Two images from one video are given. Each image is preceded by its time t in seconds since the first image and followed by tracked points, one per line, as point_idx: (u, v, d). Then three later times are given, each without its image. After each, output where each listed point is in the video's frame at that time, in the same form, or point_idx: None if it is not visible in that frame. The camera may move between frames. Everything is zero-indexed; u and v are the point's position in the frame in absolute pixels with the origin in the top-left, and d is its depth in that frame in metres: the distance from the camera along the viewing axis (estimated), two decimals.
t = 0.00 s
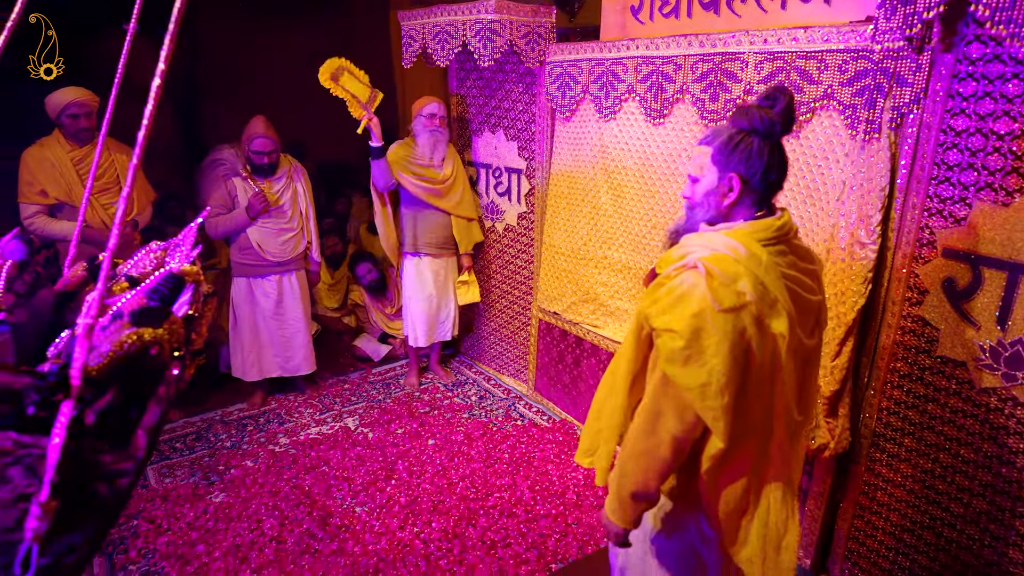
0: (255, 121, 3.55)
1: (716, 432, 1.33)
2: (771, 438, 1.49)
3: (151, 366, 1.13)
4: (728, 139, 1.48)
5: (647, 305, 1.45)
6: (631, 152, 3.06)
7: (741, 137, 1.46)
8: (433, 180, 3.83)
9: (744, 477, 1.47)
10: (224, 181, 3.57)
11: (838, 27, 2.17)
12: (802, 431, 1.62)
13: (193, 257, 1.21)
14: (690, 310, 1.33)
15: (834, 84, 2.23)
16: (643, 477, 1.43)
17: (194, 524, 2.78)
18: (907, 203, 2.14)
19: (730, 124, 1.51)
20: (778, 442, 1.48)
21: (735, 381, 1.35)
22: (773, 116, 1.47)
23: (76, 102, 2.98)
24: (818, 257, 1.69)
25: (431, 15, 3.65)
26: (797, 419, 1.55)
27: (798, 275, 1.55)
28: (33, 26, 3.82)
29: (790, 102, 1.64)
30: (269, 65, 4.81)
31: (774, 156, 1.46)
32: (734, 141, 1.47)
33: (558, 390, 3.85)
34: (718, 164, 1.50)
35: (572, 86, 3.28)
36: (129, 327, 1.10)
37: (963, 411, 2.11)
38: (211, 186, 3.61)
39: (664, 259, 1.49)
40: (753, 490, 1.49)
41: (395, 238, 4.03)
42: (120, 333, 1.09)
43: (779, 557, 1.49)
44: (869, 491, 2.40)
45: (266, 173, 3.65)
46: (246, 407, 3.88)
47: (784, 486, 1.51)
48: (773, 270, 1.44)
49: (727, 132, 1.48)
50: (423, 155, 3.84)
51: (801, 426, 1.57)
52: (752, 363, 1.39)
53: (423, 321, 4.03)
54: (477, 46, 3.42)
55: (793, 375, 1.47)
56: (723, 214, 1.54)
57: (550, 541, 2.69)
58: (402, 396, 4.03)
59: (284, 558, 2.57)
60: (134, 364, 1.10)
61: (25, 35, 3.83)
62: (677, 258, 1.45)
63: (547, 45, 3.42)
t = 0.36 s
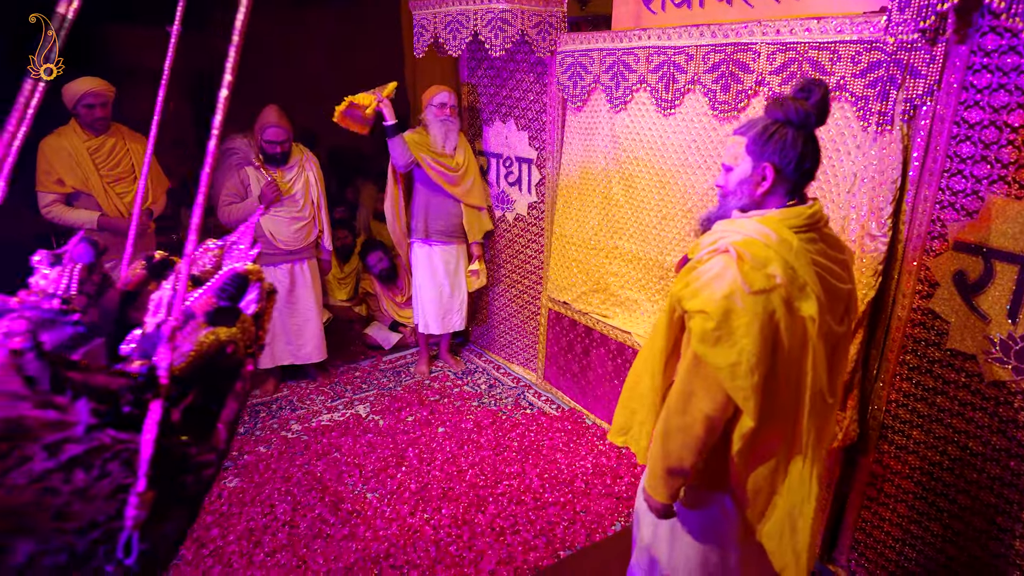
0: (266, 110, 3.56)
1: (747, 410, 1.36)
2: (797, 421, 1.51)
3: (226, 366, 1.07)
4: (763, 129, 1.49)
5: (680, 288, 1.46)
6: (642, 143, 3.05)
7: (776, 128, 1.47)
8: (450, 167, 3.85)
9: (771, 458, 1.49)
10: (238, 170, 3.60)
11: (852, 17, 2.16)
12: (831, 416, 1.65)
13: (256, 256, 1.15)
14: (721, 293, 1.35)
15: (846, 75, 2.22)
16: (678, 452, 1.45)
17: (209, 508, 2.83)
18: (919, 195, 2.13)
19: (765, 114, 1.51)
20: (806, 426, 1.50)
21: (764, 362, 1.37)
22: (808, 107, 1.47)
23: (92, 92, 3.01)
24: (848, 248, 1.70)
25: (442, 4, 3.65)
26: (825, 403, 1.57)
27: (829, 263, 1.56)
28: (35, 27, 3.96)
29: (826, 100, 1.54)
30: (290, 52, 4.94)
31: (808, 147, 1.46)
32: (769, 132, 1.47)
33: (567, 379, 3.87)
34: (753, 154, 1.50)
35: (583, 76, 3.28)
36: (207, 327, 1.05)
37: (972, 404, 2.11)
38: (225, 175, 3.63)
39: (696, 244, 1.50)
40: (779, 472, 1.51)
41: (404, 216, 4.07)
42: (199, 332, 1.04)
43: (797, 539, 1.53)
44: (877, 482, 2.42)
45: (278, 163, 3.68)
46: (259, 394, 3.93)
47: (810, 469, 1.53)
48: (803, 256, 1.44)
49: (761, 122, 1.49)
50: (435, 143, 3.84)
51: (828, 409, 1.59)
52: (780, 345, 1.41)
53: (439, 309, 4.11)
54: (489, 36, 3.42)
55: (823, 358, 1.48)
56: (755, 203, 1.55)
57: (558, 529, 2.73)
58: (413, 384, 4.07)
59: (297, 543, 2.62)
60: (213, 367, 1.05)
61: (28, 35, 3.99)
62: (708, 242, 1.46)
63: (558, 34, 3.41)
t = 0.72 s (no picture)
0: (277, 100, 3.56)
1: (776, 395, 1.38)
2: (823, 408, 1.53)
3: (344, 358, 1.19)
4: (796, 123, 1.50)
5: (713, 276, 1.49)
6: (653, 134, 3.04)
7: (808, 121, 1.49)
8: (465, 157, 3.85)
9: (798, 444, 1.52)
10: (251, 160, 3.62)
11: (866, 8, 2.15)
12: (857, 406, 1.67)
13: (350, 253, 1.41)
14: (754, 281, 1.37)
15: (859, 67, 2.21)
16: (709, 435, 1.46)
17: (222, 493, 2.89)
18: (931, 188, 2.12)
19: (798, 108, 1.53)
20: (832, 413, 1.52)
21: (796, 350, 1.39)
22: (842, 101, 1.48)
23: (107, 82, 3.03)
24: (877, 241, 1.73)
25: None
26: (852, 390, 1.58)
27: (859, 256, 1.59)
28: (35, 27, 4.01)
29: (858, 97, 1.53)
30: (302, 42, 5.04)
31: (841, 141, 1.47)
32: (801, 125, 1.49)
33: (576, 369, 3.89)
34: (785, 146, 1.52)
35: (594, 66, 3.28)
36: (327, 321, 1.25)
37: (980, 397, 2.10)
38: (237, 164, 3.67)
39: (727, 234, 1.54)
40: (804, 459, 1.53)
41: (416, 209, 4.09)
42: (319, 328, 1.20)
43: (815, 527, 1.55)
44: (885, 473, 2.42)
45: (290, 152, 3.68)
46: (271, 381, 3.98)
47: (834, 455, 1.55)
48: (834, 247, 1.47)
49: (795, 116, 1.50)
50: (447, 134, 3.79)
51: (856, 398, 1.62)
52: (810, 335, 1.42)
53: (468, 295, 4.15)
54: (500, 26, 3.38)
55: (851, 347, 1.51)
56: (787, 193, 1.57)
57: (566, 517, 2.76)
58: (423, 372, 4.11)
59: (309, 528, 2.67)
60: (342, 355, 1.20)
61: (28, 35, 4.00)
62: (740, 233, 1.50)
63: (569, 24, 3.40)
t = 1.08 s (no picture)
0: (289, 89, 3.57)
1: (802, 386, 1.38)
2: (851, 397, 1.51)
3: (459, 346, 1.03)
4: (823, 118, 1.50)
5: (740, 270, 1.52)
6: (665, 125, 3.04)
7: (836, 117, 1.48)
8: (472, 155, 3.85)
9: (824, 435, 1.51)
10: (262, 150, 3.66)
11: None
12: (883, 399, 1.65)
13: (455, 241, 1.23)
14: (781, 275, 1.39)
15: (873, 58, 2.19)
16: (733, 424, 1.49)
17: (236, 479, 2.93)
18: (944, 180, 2.09)
19: (827, 103, 1.52)
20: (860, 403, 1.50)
21: (825, 342, 1.40)
22: (870, 97, 1.48)
23: (122, 72, 3.06)
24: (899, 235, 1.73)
25: None
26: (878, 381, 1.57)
27: (884, 250, 1.59)
28: (34, 27, 4.03)
29: (888, 88, 1.54)
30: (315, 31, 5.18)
31: (868, 136, 1.48)
32: (829, 120, 1.49)
33: (585, 359, 3.90)
34: (811, 141, 1.53)
35: (606, 56, 3.26)
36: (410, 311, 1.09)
37: (989, 391, 2.08)
38: (250, 154, 3.69)
39: (754, 229, 1.56)
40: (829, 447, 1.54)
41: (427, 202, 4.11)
42: (446, 309, 1.03)
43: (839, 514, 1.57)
44: (894, 466, 2.42)
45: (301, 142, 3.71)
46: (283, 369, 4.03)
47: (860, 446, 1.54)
48: (861, 242, 1.48)
49: (822, 111, 1.50)
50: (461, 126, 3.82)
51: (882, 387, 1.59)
52: (837, 329, 1.42)
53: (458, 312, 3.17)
54: (511, 15, 3.65)
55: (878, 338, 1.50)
56: (812, 187, 1.58)
57: (574, 505, 2.78)
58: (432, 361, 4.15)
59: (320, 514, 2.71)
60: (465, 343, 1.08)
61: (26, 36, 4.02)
62: (768, 227, 1.52)
63: (580, 13, 3.38)
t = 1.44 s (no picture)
0: (300, 80, 3.59)
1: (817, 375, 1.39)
2: (869, 389, 1.50)
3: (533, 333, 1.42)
4: (845, 110, 1.49)
5: (758, 260, 1.53)
6: (674, 118, 3.03)
7: (858, 109, 1.48)
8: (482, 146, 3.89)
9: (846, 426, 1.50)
10: (272, 141, 3.67)
11: None
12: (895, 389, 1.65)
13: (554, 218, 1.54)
14: (799, 265, 1.40)
15: (886, 50, 2.17)
16: (749, 413, 1.50)
17: (248, 466, 2.98)
18: (956, 174, 2.09)
19: (850, 95, 1.52)
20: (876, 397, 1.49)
21: (841, 332, 1.40)
22: (893, 90, 1.47)
23: (134, 63, 3.07)
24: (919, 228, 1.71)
25: None
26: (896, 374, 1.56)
27: (902, 243, 1.57)
28: (36, 27, 4.35)
29: (914, 83, 1.47)
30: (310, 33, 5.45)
31: (888, 129, 1.46)
32: (851, 112, 1.48)
33: (594, 351, 3.93)
34: (832, 134, 1.52)
35: (615, 48, 3.26)
36: (521, 283, 1.44)
37: (999, 386, 2.07)
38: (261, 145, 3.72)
39: (772, 219, 1.56)
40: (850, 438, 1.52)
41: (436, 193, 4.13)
42: (557, 281, 1.42)
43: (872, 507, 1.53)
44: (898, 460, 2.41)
45: (312, 132, 3.72)
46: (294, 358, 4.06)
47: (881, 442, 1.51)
48: (879, 234, 1.47)
49: (844, 103, 1.49)
50: (472, 119, 3.84)
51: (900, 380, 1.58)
52: (854, 320, 1.42)
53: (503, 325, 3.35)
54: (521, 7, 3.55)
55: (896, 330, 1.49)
56: (831, 179, 1.57)
57: (581, 496, 2.81)
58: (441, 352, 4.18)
59: (331, 501, 2.76)
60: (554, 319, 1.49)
61: (29, 36, 4.35)
62: (786, 218, 1.52)
63: (590, 5, 3.39)
